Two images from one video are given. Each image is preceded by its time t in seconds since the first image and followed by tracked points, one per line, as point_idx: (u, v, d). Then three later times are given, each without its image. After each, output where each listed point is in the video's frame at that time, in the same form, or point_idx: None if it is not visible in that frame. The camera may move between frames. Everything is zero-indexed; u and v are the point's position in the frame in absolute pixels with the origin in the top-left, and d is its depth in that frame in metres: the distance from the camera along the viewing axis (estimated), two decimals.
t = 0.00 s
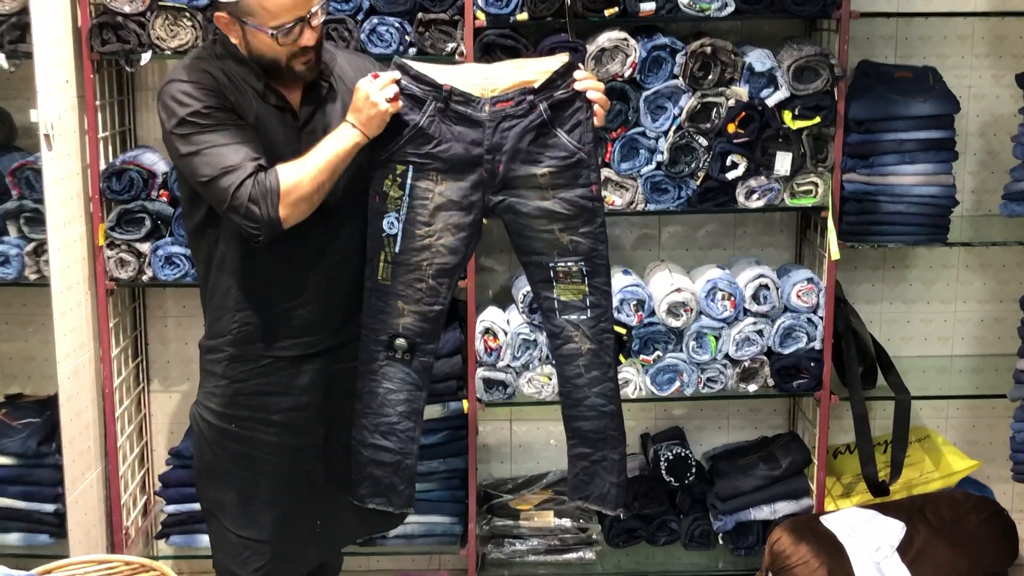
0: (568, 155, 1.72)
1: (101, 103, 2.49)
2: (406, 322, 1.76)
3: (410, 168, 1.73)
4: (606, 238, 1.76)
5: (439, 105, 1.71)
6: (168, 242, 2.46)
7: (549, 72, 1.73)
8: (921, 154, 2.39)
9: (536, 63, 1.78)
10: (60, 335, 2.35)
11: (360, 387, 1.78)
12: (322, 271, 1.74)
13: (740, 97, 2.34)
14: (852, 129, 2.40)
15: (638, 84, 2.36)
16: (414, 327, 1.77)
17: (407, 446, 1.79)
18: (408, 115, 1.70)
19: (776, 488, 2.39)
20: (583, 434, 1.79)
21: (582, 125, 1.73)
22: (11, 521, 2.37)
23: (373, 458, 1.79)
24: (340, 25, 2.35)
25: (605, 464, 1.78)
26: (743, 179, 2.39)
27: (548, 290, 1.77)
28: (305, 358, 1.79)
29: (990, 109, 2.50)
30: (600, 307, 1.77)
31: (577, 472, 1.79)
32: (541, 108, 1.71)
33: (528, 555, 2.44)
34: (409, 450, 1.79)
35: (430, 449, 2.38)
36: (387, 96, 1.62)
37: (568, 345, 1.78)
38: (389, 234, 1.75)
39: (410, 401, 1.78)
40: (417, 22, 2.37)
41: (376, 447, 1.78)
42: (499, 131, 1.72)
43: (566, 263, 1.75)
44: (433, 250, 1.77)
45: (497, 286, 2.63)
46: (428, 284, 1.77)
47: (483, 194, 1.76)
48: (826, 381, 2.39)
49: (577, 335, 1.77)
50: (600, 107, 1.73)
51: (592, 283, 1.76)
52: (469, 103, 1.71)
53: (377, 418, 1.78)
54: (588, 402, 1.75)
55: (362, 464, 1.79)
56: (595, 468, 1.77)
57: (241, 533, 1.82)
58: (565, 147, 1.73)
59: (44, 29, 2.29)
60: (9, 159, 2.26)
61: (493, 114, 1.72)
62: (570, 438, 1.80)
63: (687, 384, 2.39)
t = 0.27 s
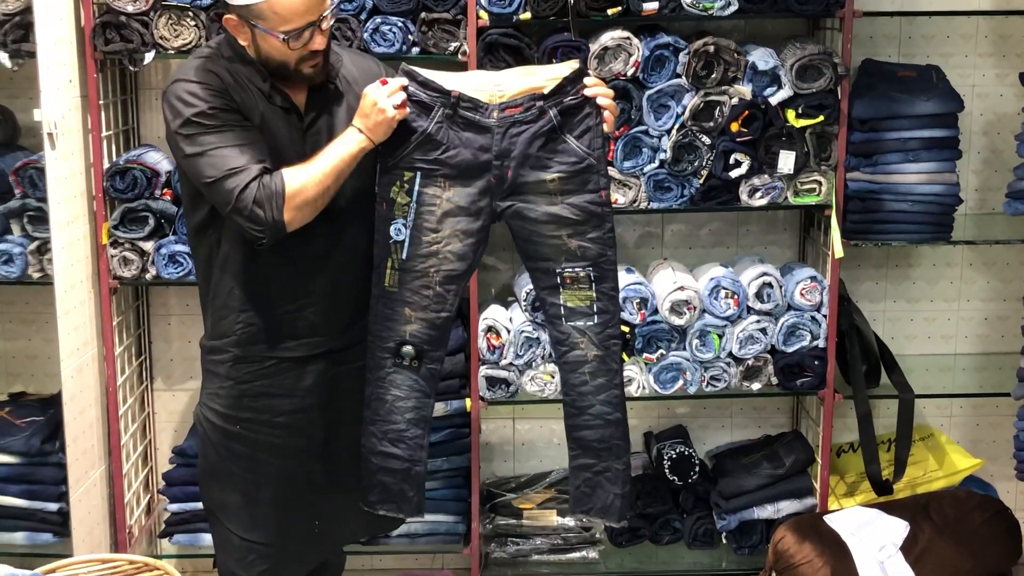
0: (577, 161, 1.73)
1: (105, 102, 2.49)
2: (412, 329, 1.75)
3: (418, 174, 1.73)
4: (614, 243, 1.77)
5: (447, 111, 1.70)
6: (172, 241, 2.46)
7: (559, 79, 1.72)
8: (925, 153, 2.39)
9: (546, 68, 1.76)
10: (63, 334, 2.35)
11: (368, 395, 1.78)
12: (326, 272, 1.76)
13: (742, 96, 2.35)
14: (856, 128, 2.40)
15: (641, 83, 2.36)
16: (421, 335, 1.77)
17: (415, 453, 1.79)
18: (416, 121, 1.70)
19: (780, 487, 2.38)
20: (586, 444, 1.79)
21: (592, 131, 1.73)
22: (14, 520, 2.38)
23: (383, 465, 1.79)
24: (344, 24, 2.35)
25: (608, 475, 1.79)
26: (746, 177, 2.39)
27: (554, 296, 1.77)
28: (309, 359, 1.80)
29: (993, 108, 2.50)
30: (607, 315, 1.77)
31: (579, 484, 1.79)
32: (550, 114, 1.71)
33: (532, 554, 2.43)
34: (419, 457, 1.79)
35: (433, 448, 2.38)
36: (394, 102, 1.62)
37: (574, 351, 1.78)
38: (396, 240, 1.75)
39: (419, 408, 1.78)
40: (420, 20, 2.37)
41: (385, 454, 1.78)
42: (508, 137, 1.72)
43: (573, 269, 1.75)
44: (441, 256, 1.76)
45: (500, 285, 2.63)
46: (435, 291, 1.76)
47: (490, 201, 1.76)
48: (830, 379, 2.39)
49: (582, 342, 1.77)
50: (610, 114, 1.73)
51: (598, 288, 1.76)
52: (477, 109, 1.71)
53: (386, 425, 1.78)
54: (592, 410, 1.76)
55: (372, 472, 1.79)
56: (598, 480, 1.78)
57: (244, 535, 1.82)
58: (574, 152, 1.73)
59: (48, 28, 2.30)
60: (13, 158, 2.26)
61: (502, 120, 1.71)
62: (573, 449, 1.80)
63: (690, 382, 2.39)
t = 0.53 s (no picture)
0: (582, 162, 1.73)
1: (106, 107, 2.49)
2: (417, 335, 1.75)
3: (423, 179, 1.72)
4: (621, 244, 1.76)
5: (450, 115, 1.70)
6: (174, 246, 2.45)
7: (562, 80, 1.72)
8: (927, 155, 2.38)
9: (548, 70, 1.76)
10: (66, 339, 2.35)
11: (372, 403, 1.78)
12: (331, 280, 1.76)
13: (744, 99, 2.35)
14: (858, 130, 2.40)
15: (642, 86, 2.37)
16: (425, 341, 1.77)
17: (421, 463, 1.78)
18: (419, 126, 1.70)
19: (783, 491, 2.38)
20: (594, 448, 1.79)
21: (596, 132, 1.73)
22: (17, 526, 2.38)
23: (385, 477, 1.78)
24: (345, 29, 2.36)
25: (616, 480, 1.78)
26: (748, 180, 2.39)
27: (560, 299, 1.77)
28: (313, 366, 1.80)
29: (996, 110, 2.49)
30: (614, 316, 1.77)
31: (588, 489, 1.78)
32: (554, 116, 1.71)
33: (536, 559, 2.42)
34: (424, 467, 1.78)
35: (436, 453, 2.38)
36: (397, 107, 1.62)
37: (581, 354, 1.78)
38: (400, 246, 1.75)
39: (424, 415, 1.77)
40: (421, 25, 2.37)
41: (389, 465, 1.77)
42: (511, 140, 1.72)
43: (580, 270, 1.75)
44: (446, 260, 1.76)
45: (503, 289, 2.62)
46: (440, 296, 1.76)
47: (495, 204, 1.75)
48: (833, 382, 2.39)
49: (589, 344, 1.77)
50: (614, 114, 1.73)
51: (605, 290, 1.76)
52: (480, 113, 1.71)
53: (390, 435, 1.78)
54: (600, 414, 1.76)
55: (375, 482, 1.78)
56: (607, 485, 1.78)
57: (250, 544, 1.83)
58: (579, 154, 1.73)
59: (49, 33, 2.30)
60: (14, 164, 2.25)
61: (505, 123, 1.71)
62: (581, 455, 1.79)
63: (694, 386, 2.39)
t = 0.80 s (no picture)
0: (579, 161, 1.73)
1: (102, 113, 2.48)
2: (416, 338, 1.74)
3: (419, 180, 1.72)
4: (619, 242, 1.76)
5: (445, 117, 1.70)
6: (170, 251, 2.45)
7: (557, 79, 1.72)
8: (924, 156, 2.37)
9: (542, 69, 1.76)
10: (62, 346, 2.34)
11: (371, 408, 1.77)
12: (328, 285, 1.76)
13: (741, 101, 2.35)
14: (855, 132, 2.40)
15: (639, 89, 2.36)
16: (424, 344, 1.76)
17: (422, 467, 1.77)
18: (414, 128, 1.69)
19: (783, 493, 2.37)
20: (595, 446, 1.78)
21: (593, 131, 1.73)
22: (13, 534, 2.37)
23: (387, 483, 1.76)
24: (340, 32, 2.35)
25: (617, 477, 1.76)
26: (746, 182, 2.38)
27: (559, 297, 1.77)
28: (311, 371, 1.80)
29: (993, 110, 2.49)
30: (613, 314, 1.76)
31: (588, 487, 1.77)
32: (550, 115, 1.71)
33: (536, 564, 2.41)
34: (426, 472, 1.77)
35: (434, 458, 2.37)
36: (392, 110, 1.62)
37: (580, 353, 1.77)
38: (398, 248, 1.74)
39: (424, 419, 1.76)
40: (417, 28, 2.37)
41: (389, 471, 1.75)
42: (508, 140, 1.72)
43: (578, 269, 1.74)
44: (443, 263, 1.75)
45: (500, 293, 2.61)
46: (439, 298, 1.75)
47: (492, 205, 1.75)
48: (832, 384, 2.38)
49: (589, 343, 1.76)
50: (609, 112, 1.73)
51: (604, 289, 1.75)
52: (476, 113, 1.71)
53: (390, 441, 1.77)
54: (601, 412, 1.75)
55: (376, 489, 1.76)
56: (609, 482, 1.76)
57: (246, 552, 1.81)
58: (575, 153, 1.73)
59: (44, 38, 2.29)
60: (11, 170, 2.24)
61: (501, 123, 1.71)
62: (581, 452, 1.78)
63: (692, 389, 2.38)
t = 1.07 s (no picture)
0: (577, 141, 1.48)
1: (46, 94, 2.21)
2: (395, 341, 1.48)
3: (396, 165, 1.47)
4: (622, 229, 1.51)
5: (426, 92, 1.45)
6: (124, 248, 2.19)
7: (552, 49, 1.48)
8: (962, 138, 2.14)
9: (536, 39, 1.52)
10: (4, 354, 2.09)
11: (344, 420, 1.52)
12: (298, 280, 1.50)
13: (760, 77, 2.11)
14: (886, 112, 2.15)
15: (646, 64, 2.12)
16: (404, 347, 1.50)
17: (402, 485, 1.51)
18: (390, 105, 1.45)
19: (806, 513, 2.14)
20: (602, 454, 1.53)
21: (592, 107, 1.48)
22: None
23: (363, 501, 1.50)
24: (312, 2, 2.10)
25: (631, 486, 1.52)
26: (765, 168, 2.14)
27: (557, 295, 1.52)
28: (278, 380, 1.54)
29: None
30: (618, 310, 1.51)
31: (598, 497, 1.53)
32: (544, 89, 1.47)
33: None
34: (405, 490, 1.51)
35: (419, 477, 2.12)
36: (367, 84, 1.36)
37: (583, 355, 1.52)
38: (373, 240, 1.48)
39: (404, 432, 1.51)
40: None
41: (366, 489, 1.50)
42: (497, 118, 1.47)
43: (577, 263, 1.50)
44: (425, 256, 1.50)
45: (492, 293, 2.37)
46: (421, 296, 1.50)
47: (479, 190, 1.50)
48: (862, 392, 2.14)
49: (592, 342, 1.51)
50: (609, 87, 1.49)
51: (607, 283, 1.51)
52: (461, 88, 1.46)
53: (366, 455, 1.51)
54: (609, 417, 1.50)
55: (351, 509, 1.51)
56: (622, 488, 1.52)
57: None
58: (573, 132, 1.48)
59: None
60: None
61: (489, 100, 1.47)
62: (586, 460, 1.54)
63: (706, 399, 2.14)
